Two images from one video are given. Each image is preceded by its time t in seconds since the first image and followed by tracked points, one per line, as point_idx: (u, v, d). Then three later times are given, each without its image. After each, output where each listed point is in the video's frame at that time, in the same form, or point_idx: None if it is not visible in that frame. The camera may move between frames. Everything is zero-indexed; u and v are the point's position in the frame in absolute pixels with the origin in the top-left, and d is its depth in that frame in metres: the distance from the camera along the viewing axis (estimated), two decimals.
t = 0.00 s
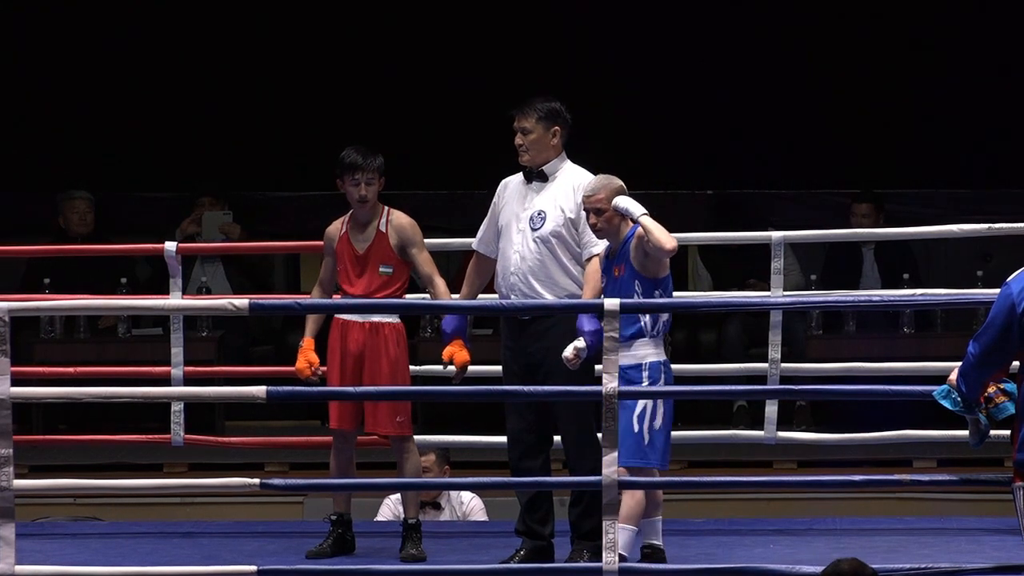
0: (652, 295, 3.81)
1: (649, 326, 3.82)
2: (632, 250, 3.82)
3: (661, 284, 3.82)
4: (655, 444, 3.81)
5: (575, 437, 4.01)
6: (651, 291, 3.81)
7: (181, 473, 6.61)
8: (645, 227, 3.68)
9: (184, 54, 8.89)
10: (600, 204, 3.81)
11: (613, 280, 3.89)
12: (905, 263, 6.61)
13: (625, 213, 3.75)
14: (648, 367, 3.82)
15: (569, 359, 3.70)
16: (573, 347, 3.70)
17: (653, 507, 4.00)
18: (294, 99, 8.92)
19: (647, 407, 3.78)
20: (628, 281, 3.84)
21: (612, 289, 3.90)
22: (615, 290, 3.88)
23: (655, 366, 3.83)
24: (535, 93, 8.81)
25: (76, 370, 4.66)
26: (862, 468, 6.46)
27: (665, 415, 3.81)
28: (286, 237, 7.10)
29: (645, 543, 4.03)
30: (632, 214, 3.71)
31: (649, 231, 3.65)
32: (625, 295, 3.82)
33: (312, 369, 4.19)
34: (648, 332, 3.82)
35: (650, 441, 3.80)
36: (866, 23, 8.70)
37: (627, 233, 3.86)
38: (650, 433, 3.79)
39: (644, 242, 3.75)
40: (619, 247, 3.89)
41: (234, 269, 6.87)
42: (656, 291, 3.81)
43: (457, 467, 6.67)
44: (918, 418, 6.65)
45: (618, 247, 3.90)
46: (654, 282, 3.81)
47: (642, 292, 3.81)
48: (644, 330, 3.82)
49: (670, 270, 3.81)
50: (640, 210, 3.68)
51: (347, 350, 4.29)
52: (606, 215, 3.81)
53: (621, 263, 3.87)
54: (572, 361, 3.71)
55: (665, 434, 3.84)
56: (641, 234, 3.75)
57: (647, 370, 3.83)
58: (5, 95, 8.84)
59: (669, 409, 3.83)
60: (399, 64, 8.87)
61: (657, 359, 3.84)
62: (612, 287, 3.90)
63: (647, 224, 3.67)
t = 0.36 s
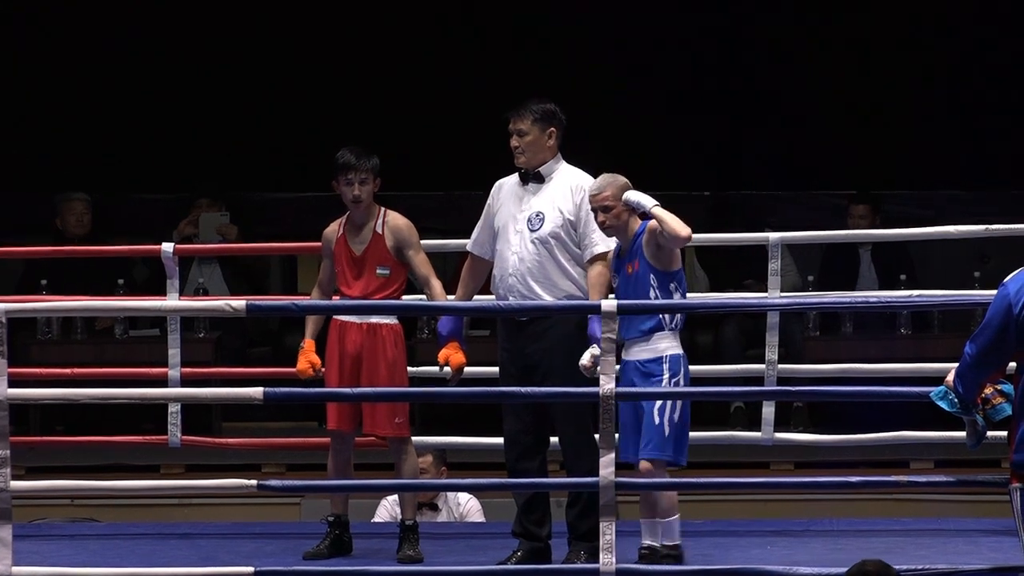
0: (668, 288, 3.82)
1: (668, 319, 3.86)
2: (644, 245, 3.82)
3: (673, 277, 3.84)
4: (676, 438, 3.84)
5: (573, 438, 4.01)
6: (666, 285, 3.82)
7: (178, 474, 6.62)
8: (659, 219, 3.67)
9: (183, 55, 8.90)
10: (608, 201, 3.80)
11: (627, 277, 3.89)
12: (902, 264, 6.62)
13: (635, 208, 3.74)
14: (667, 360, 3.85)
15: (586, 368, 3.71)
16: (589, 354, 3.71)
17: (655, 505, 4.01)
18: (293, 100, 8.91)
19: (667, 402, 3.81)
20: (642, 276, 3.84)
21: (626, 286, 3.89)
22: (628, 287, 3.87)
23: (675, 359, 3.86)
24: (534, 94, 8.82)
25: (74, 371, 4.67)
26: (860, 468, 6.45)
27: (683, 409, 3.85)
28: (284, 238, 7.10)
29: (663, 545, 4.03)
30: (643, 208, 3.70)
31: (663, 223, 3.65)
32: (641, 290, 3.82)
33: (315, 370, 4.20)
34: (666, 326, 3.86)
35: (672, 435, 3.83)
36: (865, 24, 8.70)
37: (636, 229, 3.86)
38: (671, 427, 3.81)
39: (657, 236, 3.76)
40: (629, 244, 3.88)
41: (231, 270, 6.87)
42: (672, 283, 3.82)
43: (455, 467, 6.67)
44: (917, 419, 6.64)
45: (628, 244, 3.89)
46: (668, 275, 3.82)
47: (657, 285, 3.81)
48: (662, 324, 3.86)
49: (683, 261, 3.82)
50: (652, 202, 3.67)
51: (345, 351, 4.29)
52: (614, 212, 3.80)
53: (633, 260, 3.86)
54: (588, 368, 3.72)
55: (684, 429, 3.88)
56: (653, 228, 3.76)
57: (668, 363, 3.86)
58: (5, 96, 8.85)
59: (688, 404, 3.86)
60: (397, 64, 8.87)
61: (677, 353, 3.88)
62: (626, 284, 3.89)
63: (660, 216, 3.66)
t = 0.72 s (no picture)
0: (688, 292, 3.96)
1: (684, 322, 3.98)
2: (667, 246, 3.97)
3: (695, 280, 3.97)
4: (692, 442, 3.93)
5: (572, 438, 4.01)
6: (686, 286, 3.95)
7: (177, 474, 6.65)
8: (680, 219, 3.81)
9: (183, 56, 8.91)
10: (633, 200, 3.95)
11: (648, 277, 4.02)
12: (902, 265, 6.62)
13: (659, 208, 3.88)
14: (684, 363, 3.97)
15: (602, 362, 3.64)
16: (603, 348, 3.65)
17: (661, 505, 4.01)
18: (292, 101, 8.92)
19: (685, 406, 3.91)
20: (664, 276, 3.98)
21: (647, 286, 4.03)
22: (649, 286, 4.02)
23: (690, 363, 3.98)
24: (533, 94, 8.83)
25: (73, 372, 4.67)
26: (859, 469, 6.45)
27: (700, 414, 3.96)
28: (283, 239, 7.11)
29: (720, 542, 4.08)
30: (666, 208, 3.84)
31: (684, 223, 3.80)
32: (661, 291, 3.96)
33: (309, 368, 4.19)
34: (682, 328, 3.98)
35: (690, 439, 3.92)
36: (865, 24, 8.70)
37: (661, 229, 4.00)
38: (690, 431, 3.91)
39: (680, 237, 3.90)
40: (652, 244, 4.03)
41: (231, 271, 6.87)
42: (692, 287, 3.95)
43: (455, 468, 6.67)
44: (918, 420, 6.64)
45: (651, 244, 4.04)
46: (689, 278, 3.96)
47: (677, 287, 3.95)
48: (678, 326, 3.97)
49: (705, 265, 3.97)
50: (675, 203, 3.80)
51: (343, 352, 4.29)
52: (638, 210, 3.95)
53: (656, 260, 4.00)
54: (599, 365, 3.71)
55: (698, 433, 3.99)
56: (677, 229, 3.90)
57: (683, 367, 3.97)
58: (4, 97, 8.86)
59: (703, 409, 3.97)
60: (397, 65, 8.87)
61: (691, 357, 3.99)
62: (647, 284, 4.03)
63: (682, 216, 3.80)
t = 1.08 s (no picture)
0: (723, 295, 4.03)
1: (717, 325, 4.04)
2: (704, 248, 4.02)
3: (730, 286, 4.04)
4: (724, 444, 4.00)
5: (572, 439, 4.01)
6: (721, 291, 4.02)
7: (177, 475, 6.67)
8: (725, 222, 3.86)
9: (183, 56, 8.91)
10: (667, 202, 4.02)
11: (683, 279, 4.08)
12: (901, 265, 6.62)
13: (697, 207, 3.89)
14: (716, 366, 4.04)
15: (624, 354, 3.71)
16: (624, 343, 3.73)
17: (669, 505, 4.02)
18: (292, 100, 8.92)
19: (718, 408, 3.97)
20: (699, 280, 4.04)
21: (681, 287, 4.09)
22: (684, 288, 4.07)
23: (721, 366, 4.05)
24: (533, 94, 8.83)
25: (72, 372, 4.67)
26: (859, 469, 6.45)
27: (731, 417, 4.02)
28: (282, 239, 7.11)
29: (728, 547, 4.09)
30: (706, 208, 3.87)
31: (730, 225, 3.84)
32: (697, 293, 4.02)
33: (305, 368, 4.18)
34: (715, 331, 4.04)
35: (722, 441, 3.99)
36: (865, 24, 8.71)
37: (696, 233, 4.06)
38: (722, 434, 3.98)
39: (719, 241, 3.96)
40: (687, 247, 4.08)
41: (231, 271, 6.87)
42: (727, 291, 4.03)
43: (455, 468, 6.66)
44: (918, 420, 6.63)
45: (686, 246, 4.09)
46: (725, 282, 4.03)
47: (713, 291, 4.02)
48: (713, 329, 4.03)
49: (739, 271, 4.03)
50: (718, 204, 3.85)
51: (342, 353, 4.29)
52: (673, 212, 4.02)
53: (691, 263, 4.06)
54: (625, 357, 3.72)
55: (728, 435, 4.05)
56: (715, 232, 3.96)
57: (715, 369, 4.04)
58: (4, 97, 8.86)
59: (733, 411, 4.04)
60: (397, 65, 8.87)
61: (722, 359, 4.06)
62: (681, 286, 4.09)
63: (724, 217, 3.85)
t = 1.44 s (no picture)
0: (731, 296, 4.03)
1: (726, 326, 4.03)
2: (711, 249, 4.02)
3: (738, 286, 4.03)
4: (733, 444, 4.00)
5: (572, 439, 4.01)
6: (729, 292, 4.02)
7: (177, 474, 6.65)
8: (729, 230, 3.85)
9: (183, 56, 8.91)
10: (672, 204, 4.01)
11: (690, 279, 4.10)
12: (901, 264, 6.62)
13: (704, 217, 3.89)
14: (724, 367, 4.03)
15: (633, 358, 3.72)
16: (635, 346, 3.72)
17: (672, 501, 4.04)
18: (292, 100, 8.91)
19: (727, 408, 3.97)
20: (706, 281, 4.05)
21: (688, 287, 4.11)
22: (692, 289, 4.09)
23: (730, 366, 4.04)
24: (532, 94, 8.83)
25: (72, 372, 4.67)
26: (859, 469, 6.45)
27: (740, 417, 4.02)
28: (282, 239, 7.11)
29: (729, 547, 4.08)
30: (712, 218, 3.86)
31: (735, 236, 3.83)
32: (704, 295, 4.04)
33: (303, 372, 4.20)
34: (724, 332, 4.03)
35: (731, 442, 3.98)
36: (864, 24, 8.71)
37: (704, 233, 4.05)
38: (731, 434, 3.97)
39: (725, 244, 3.95)
40: (695, 247, 4.09)
41: (231, 271, 6.86)
42: (734, 293, 4.02)
43: (454, 468, 6.66)
44: (918, 419, 6.63)
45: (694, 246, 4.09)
46: (733, 283, 4.02)
47: (720, 293, 4.03)
48: (721, 331, 4.02)
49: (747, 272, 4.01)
50: (723, 214, 3.82)
51: (343, 353, 4.29)
52: (677, 214, 4.01)
53: (698, 264, 4.06)
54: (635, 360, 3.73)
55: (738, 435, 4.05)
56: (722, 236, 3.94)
57: (724, 370, 4.04)
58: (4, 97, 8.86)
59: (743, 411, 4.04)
60: (397, 65, 8.87)
61: (731, 360, 4.06)
62: (688, 285, 4.10)
63: (729, 226, 3.84)
